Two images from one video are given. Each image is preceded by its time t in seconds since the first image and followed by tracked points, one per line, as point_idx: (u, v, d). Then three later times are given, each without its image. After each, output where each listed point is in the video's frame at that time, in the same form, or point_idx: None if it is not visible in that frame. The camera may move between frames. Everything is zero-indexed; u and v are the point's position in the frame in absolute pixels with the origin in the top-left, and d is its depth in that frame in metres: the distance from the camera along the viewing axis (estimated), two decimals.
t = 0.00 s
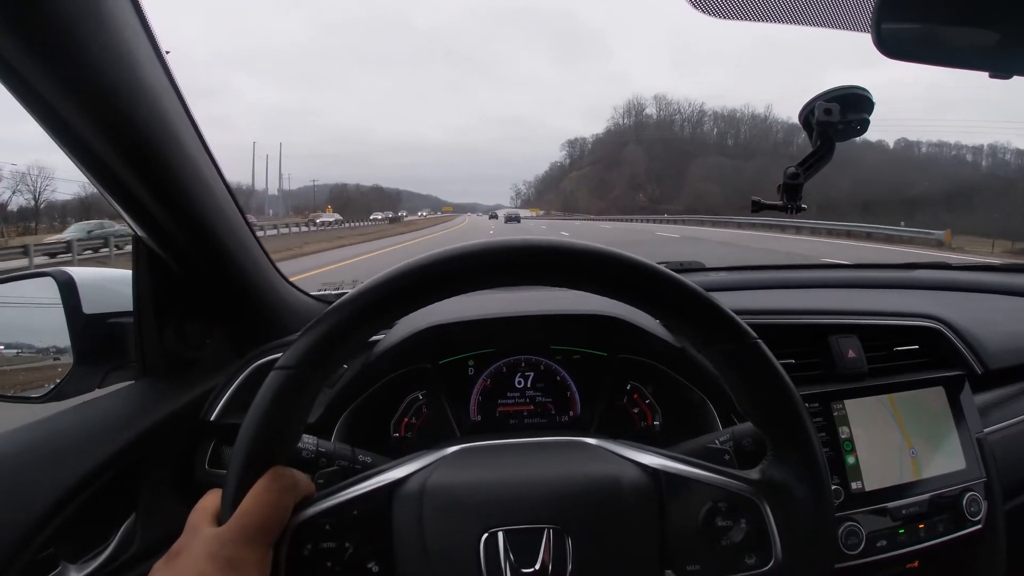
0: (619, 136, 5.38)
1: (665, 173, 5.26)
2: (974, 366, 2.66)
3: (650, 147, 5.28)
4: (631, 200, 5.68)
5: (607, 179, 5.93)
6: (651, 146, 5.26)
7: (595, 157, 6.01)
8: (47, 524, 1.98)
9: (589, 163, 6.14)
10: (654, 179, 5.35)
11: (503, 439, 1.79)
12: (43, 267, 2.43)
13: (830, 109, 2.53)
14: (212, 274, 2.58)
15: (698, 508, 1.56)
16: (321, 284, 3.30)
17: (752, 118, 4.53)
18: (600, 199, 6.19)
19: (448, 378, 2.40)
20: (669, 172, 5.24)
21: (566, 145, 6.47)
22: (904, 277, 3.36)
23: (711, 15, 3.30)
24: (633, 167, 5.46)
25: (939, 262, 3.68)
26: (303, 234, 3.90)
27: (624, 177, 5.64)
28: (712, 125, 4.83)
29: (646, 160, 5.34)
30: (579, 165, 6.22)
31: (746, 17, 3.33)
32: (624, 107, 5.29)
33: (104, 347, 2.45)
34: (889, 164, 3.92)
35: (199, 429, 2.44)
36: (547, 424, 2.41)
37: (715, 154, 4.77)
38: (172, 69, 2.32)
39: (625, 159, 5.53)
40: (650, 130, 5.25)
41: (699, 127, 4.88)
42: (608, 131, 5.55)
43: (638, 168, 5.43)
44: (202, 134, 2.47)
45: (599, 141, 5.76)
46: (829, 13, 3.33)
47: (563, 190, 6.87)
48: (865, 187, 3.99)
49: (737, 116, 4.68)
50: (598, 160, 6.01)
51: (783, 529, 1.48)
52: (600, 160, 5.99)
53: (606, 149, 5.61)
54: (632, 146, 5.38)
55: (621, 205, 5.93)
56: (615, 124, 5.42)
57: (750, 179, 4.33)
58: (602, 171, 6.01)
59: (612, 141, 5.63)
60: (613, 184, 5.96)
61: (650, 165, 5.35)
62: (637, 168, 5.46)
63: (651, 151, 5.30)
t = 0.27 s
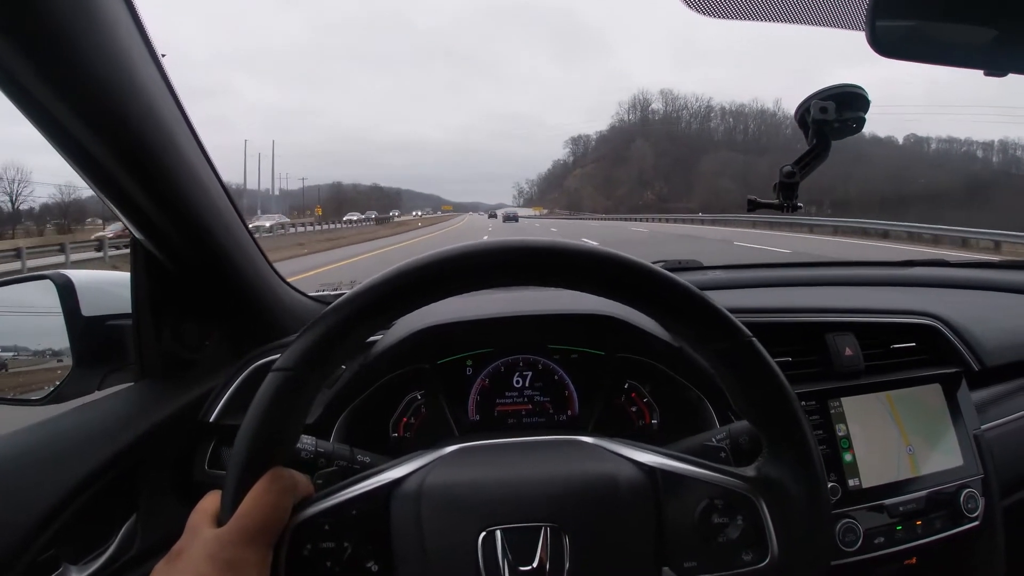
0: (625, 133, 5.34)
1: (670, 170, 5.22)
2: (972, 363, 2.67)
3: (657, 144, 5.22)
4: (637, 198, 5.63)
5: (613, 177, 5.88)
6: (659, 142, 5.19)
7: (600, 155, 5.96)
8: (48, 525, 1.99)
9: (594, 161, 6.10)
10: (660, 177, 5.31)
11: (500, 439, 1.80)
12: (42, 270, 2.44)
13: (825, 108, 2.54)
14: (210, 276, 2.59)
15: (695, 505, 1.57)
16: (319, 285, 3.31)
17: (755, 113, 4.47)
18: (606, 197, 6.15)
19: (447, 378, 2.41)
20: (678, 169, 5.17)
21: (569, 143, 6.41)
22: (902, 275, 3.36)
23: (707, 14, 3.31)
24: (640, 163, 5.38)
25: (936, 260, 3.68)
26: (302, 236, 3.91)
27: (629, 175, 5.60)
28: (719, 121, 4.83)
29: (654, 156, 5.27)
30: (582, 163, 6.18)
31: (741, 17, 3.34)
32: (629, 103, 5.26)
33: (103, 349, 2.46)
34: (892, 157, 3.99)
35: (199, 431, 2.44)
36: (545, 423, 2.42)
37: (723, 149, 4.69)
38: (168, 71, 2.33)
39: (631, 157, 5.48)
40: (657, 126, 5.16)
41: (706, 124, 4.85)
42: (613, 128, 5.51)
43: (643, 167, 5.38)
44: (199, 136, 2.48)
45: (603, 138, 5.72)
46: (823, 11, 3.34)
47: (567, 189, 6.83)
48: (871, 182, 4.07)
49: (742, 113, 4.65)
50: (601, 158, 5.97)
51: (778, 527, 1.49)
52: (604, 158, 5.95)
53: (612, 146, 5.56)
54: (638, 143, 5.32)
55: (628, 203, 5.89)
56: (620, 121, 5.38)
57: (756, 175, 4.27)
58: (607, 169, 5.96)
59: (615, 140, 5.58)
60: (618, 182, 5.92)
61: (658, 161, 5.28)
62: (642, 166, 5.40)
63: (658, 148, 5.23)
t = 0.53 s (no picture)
0: (633, 130, 5.24)
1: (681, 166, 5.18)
2: (973, 361, 2.66)
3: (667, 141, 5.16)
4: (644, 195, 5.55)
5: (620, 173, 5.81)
6: (669, 139, 5.18)
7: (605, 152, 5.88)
8: (46, 525, 1.98)
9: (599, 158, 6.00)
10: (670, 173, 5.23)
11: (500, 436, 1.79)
12: (41, 269, 2.42)
13: (826, 105, 2.53)
14: (210, 273, 2.58)
15: (695, 503, 1.57)
16: (319, 283, 3.31)
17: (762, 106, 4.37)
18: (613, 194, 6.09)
19: (447, 376, 2.40)
20: (691, 166, 5.12)
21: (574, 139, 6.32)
22: (904, 272, 3.35)
23: (707, 11, 3.30)
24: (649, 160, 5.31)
25: (938, 257, 3.68)
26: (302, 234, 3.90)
27: (636, 171, 5.54)
28: (729, 117, 4.84)
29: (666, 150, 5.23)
30: (587, 160, 6.11)
31: (741, 14, 3.34)
32: (637, 98, 5.15)
33: (102, 348, 2.45)
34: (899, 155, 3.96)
35: (198, 429, 2.44)
36: (545, 420, 2.42)
37: (736, 144, 4.64)
38: (167, 67, 2.31)
39: (639, 154, 5.40)
40: (666, 121, 5.20)
41: (715, 119, 4.94)
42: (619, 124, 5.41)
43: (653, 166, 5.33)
44: (199, 134, 2.47)
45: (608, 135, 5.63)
46: (824, 8, 3.33)
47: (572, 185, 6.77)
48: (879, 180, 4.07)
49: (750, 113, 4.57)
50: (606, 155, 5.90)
51: (779, 524, 1.48)
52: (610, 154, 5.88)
53: (620, 142, 5.46)
54: (647, 138, 5.24)
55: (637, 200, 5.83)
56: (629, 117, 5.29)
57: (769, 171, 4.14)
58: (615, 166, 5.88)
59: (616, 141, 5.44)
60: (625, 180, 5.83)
61: (669, 158, 5.23)
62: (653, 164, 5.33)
63: (669, 144, 5.16)
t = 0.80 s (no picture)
0: (642, 126, 5.14)
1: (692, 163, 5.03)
2: (972, 359, 2.67)
3: (678, 137, 5.01)
4: (655, 194, 5.48)
5: (628, 172, 5.73)
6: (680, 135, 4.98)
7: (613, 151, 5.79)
8: (45, 526, 1.98)
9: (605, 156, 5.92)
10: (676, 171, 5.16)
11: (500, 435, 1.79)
12: (41, 270, 2.43)
13: (825, 104, 2.53)
14: (210, 273, 2.58)
15: (695, 501, 1.57)
16: (318, 283, 3.31)
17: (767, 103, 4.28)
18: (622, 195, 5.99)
19: (447, 375, 2.40)
20: (703, 164, 4.94)
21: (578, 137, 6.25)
22: (904, 271, 3.35)
23: (705, 11, 3.30)
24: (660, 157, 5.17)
25: (938, 256, 3.67)
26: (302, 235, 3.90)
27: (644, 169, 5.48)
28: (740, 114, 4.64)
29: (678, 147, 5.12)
30: (593, 159, 6.09)
31: (740, 13, 3.33)
32: (645, 94, 4.96)
33: (102, 348, 2.45)
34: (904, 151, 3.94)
35: (198, 428, 2.45)
36: (545, 419, 2.42)
37: (748, 141, 4.38)
38: (167, 68, 2.32)
39: (648, 151, 5.32)
40: (676, 118, 4.99)
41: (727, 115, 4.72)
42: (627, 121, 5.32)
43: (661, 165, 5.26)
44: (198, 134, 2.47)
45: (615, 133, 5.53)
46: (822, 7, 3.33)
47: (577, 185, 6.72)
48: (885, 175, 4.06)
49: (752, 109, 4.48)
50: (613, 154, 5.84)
51: (779, 523, 1.48)
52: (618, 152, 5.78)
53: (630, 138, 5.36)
54: (657, 135, 5.08)
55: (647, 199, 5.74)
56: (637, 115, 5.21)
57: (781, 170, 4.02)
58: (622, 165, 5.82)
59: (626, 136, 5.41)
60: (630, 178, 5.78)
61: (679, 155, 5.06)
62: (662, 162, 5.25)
63: (680, 140, 5.00)
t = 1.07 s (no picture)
0: (653, 125, 5.11)
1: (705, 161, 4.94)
2: (974, 359, 2.66)
3: (689, 134, 4.93)
4: (668, 193, 5.45)
5: (639, 171, 5.69)
6: (693, 134, 4.92)
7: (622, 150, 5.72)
8: (46, 524, 1.98)
9: (614, 155, 5.86)
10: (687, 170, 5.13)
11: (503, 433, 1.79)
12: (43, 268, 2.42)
13: (828, 103, 2.54)
14: (212, 271, 2.58)
15: (698, 499, 1.57)
16: (320, 282, 3.30)
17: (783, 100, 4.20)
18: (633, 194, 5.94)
19: (449, 374, 2.40)
20: (716, 163, 4.83)
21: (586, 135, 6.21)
22: (908, 272, 3.35)
23: (708, 10, 3.30)
24: (672, 154, 5.11)
25: (941, 257, 3.67)
26: (303, 234, 3.90)
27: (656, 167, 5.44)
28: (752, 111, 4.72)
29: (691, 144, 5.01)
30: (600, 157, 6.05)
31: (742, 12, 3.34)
32: (655, 91, 4.93)
33: (105, 346, 2.44)
34: (915, 150, 3.93)
35: (200, 427, 2.44)
36: (547, 419, 2.43)
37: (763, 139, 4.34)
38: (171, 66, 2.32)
39: (661, 148, 5.27)
40: (686, 114, 4.97)
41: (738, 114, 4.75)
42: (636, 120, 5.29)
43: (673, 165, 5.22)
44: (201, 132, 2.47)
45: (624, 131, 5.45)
46: (825, 7, 3.33)
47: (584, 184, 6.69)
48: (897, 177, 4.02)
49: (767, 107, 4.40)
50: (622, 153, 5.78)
51: (783, 519, 1.49)
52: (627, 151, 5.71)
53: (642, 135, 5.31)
54: (669, 131, 5.04)
55: (659, 198, 5.70)
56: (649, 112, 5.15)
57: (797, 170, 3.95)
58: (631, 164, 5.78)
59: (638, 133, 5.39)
60: (639, 177, 5.74)
61: (690, 152, 4.97)
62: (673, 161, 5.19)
63: (692, 137, 4.91)
